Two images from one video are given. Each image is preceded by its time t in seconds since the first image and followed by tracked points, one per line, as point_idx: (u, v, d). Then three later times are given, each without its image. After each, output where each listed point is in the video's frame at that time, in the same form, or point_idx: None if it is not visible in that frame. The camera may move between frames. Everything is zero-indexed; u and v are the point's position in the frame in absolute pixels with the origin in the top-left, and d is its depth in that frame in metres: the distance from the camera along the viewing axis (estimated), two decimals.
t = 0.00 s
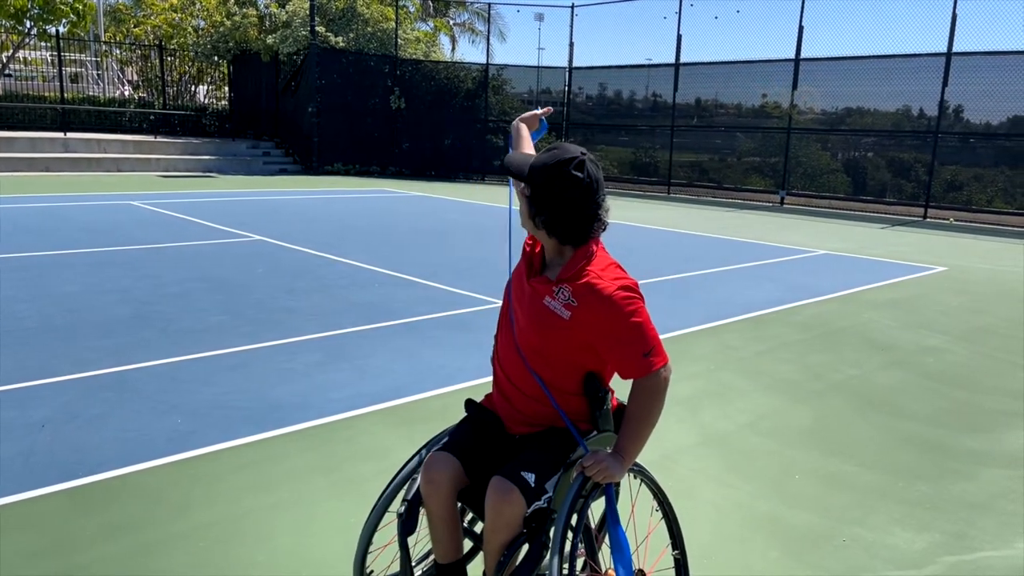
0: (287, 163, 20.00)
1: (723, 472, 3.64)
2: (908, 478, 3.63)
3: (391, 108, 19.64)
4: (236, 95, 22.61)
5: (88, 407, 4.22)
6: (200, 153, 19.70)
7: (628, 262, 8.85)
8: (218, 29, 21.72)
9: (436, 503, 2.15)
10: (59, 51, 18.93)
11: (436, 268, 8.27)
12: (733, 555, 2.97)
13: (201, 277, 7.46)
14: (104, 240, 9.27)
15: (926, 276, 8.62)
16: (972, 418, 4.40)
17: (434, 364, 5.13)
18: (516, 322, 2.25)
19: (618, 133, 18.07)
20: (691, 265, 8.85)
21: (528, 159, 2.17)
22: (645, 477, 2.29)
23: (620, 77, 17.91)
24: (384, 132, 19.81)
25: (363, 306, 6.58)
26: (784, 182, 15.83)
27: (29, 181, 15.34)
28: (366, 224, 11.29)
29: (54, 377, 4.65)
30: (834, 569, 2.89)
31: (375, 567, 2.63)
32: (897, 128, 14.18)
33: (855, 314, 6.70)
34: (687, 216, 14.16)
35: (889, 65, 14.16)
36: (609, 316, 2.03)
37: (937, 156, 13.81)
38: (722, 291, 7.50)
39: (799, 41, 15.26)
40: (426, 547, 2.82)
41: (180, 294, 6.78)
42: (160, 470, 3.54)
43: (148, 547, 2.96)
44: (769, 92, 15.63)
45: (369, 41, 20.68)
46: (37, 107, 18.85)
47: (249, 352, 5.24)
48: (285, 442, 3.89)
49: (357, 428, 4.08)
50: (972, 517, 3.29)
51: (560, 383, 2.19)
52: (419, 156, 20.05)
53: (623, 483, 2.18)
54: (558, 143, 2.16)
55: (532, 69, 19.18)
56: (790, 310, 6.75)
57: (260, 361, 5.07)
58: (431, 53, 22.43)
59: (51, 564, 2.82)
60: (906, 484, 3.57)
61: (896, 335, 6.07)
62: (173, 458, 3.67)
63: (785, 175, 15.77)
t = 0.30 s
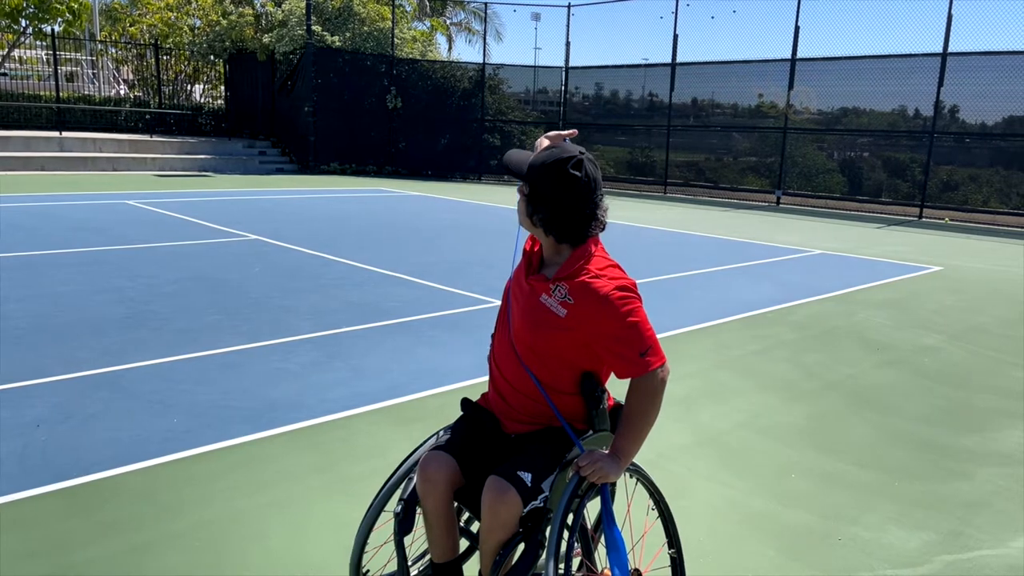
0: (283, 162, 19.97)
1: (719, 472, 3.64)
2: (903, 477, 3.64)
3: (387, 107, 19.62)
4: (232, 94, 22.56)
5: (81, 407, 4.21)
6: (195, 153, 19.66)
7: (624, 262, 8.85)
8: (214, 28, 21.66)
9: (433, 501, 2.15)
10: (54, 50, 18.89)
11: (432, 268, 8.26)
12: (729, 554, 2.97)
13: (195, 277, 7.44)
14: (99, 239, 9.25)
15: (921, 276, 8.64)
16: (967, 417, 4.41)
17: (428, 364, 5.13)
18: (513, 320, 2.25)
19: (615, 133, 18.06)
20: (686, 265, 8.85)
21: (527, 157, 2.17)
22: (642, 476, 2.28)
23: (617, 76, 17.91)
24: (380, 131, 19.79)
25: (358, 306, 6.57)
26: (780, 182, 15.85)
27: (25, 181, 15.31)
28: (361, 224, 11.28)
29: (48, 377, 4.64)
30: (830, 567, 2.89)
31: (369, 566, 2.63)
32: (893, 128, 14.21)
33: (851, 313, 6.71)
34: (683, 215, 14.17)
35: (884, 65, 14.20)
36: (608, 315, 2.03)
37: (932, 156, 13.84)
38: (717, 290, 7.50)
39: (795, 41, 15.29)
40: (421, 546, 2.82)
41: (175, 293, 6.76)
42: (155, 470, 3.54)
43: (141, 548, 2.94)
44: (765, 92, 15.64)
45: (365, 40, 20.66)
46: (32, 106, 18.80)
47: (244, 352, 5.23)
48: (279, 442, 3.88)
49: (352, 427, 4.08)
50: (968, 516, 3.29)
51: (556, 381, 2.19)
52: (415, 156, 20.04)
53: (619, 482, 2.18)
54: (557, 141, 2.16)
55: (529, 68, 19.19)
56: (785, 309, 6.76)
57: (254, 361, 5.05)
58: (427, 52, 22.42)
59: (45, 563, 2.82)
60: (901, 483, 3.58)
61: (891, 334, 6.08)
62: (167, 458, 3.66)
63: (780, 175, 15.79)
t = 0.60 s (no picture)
0: (279, 162, 19.95)
1: (717, 471, 3.64)
2: (901, 476, 3.65)
3: (384, 107, 19.62)
4: (228, 94, 22.52)
5: (78, 407, 4.20)
6: (192, 152, 19.63)
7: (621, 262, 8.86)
8: (211, 28, 21.61)
9: (425, 499, 2.16)
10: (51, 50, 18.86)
11: (429, 268, 8.26)
12: (727, 553, 2.97)
13: (193, 277, 7.43)
14: (95, 239, 9.24)
15: (918, 275, 8.66)
16: (964, 417, 4.42)
17: (426, 363, 5.13)
18: (514, 319, 2.24)
19: (612, 133, 18.06)
20: (683, 264, 8.86)
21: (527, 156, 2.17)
22: (640, 475, 2.29)
23: (614, 76, 17.92)
24: (377, 131, 19.77)
25: (355, 306, 6.57)
26: (777, 182, 15.86)
27: (21, 180, 15.29)
28: (358, 223, 11.27)
29: (45, 377, 4.64)
30: (828, 566, 2.90)
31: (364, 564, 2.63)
32: (889, 128, 14.23)
33: (848, 313, 6.72)
34: (680, 215, 14.18)
35: (880, 65, 14.22)
36: (609, 313, 2.03)
37: (928, 156, 13.87)
38: (714, 290, 7.50)
39: (791, 41, 15.31)
40: (420, 544, 2.82)
41: (172, 293, 6.76)
42: (153, 469, 3.54)
43: (139, 549, 2.94)
44: (762, 92, 15.67)
45: (362, 40, 20.63)
46: (28, 106, 18.76)
47: (241, 352, 5.22)
48: (277, 442, 3.88)
49: (349, 427, 4.07)
50: (965, 515, 3.30)
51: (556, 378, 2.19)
52: (412, 155, 20.03)
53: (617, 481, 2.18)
54: (556, 141, 2.16)
55: (526, 68, 19.21)
56: (783, 309, 6.76)
57: (252, 361, 5.05)
58: (424, 52, 22.42)
59: (43, 563, 2.81)
60: (898, 482, 3.59)
61: (888, 334, 6.09)
62: (165, 458, 3.65)
63: (777, 175, 15.80)
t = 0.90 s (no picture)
0: (276, 162, 19.93)
1: (714, 470, 3.65)
2: (897, 474, 3.65)
3: (380, 106, 19.61)
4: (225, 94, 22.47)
5: (74, 406, 4.19)
6: (188, 152, 19.59)
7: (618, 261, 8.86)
8: (207, 27, 21.55)
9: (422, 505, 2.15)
10: (46, 49, 18.82)
11: (426, 267, 8.26)
12: (725, 551, 2.97)
13: (189, 276, 7.42)
14: (91, 238, 9.23)
15: (914, 275, 8.68)
16: (960, 415, 4.43)
17: (423, 363, 5.12)
18: (515, 317, 2.24)
19: (608, 132, 18.06)
20: (680, 264, 8.86)
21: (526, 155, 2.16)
22: (637, 472, 2.29)
23: (611, 76, 17.93)
24: (374, 130, 19.76)
25: (352, 305, 6.56)
26: (773, 181, 15.88)
27: (16, 180, 15.25)
28: (354, 223, 11.27)
29: (42, 376, 4.63)
30: (824, 563, 2.91)
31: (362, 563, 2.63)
32: (885, 128, 14.26)
33: (844, 312, 6.73)
34: (677, 214, 14.19)
35: (876, 64, 14.26)
36: (611, 311, 2.03)
37: (924, 155, 13.90)
38: (711, 289, 7.51)
39: (787, 41, 15.34)
40: (417, 543, 2.82)
41: (168, 293, 6.74)
42: (150, 468, 3.54)
43: (136, 549, 2.93)
44: (758, 92, 15.70)
45: (359, 39, 20.60)
46: (24, 105, 18.72)
47: (238, 351, 5.22)
48: (274, 441, 3.87)
49: (347, 427, 4.07)
50: (961, 513, 3.31)
51: (558, 376, 2.19)
52: (409, 155, 20.02)
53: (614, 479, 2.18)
54: (556, 139, 2.15)
55: (523, 68, 19.24)
56: (779, 308, 6.77)
57: (248, 360, 5.04)
58: (421, 51, 22.42)
59: (39, 563, 2.80)
60: (895, 480, 3.59)
61: (884, 333, 6.10)
62: (161, 457, 3.65)
63: (774, 175, 15.82)
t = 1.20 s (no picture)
0: (271, 160, 19.91)
1: (709, 467, 3.65)
2: (892, 471, 3.66)
3: (376, 105, 19.61)
4: (219, 93, 22.40)
5: (68, 405, 4.17)
6: (182, 150, 19.54)
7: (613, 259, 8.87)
8: (201, 25, 21.46)
9: (421, 502, 2.15)
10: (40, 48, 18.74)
11: (421, 266, 8.26)
12: (721, 547, 2.98)
13: (184, 275, 7.40)
14: (85, 237, 9.20)
15: (908, 273, 8.71)
16: (955, 412, 4.44)
17: (418, 361, 5.12)
18: (514, 316, 2.23)
19: (604, 132, 18.07)
20: (675, 262, 8.88)
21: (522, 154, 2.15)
22: (633, 469, 2.29)
23: (606, 76, 17.93)
24: (369, 129, 19.75)
25: (347, 303, 6.56)
26: (768, 180, 15.89)
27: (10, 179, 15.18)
28: (350, 222, 11.26)
29: (36, 374, 4.62)
30: (820, 560, 2.91)
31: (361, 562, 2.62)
32: (880, 127, 14.31)
33: (838, 310, 6.74)
34: (672, 213, 14.21)
35: (871, 64, 14.30)
36: (617, 307, 2.04)
37: (918, 155, 13.96)
38: (705, 287, 7.53)
39: (782, 41, 15.36)
40: (413, 541, 2.81)
41: (162, 291, 6.73)
42: (146, 466, 3.53)
43: (132, 549, 2.92)
44: (752, 91, 15.72)
45: (354, 38, 20.56)
46: (18, 104, 18.64)
47: (233, 349, 5.21)
48: (269, 439, 3.87)
49: (342, 424, 4.06)
50: (955, 509, 3.32)
51: (558, 375, 2.19)
52: (404, 154, 20.01)
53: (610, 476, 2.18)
54: (553, 136, 2.15)
55: (518, 67, 19.26)
56: (774, 306, 6.78)
57: (244, 359, 5.03)
58: (416, 50, 22.41)
59: (34, 562, 2.79)
60: (889, 476, 3.61)
61: (878, 331, 6.13)
62: (156, 455, 3.64)
63: (768, 175, 15.85)
